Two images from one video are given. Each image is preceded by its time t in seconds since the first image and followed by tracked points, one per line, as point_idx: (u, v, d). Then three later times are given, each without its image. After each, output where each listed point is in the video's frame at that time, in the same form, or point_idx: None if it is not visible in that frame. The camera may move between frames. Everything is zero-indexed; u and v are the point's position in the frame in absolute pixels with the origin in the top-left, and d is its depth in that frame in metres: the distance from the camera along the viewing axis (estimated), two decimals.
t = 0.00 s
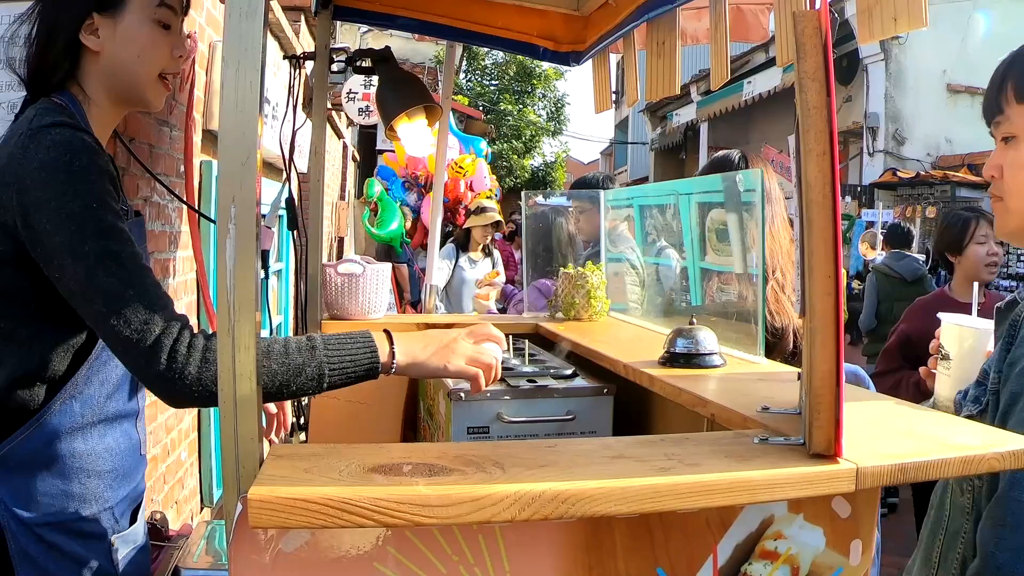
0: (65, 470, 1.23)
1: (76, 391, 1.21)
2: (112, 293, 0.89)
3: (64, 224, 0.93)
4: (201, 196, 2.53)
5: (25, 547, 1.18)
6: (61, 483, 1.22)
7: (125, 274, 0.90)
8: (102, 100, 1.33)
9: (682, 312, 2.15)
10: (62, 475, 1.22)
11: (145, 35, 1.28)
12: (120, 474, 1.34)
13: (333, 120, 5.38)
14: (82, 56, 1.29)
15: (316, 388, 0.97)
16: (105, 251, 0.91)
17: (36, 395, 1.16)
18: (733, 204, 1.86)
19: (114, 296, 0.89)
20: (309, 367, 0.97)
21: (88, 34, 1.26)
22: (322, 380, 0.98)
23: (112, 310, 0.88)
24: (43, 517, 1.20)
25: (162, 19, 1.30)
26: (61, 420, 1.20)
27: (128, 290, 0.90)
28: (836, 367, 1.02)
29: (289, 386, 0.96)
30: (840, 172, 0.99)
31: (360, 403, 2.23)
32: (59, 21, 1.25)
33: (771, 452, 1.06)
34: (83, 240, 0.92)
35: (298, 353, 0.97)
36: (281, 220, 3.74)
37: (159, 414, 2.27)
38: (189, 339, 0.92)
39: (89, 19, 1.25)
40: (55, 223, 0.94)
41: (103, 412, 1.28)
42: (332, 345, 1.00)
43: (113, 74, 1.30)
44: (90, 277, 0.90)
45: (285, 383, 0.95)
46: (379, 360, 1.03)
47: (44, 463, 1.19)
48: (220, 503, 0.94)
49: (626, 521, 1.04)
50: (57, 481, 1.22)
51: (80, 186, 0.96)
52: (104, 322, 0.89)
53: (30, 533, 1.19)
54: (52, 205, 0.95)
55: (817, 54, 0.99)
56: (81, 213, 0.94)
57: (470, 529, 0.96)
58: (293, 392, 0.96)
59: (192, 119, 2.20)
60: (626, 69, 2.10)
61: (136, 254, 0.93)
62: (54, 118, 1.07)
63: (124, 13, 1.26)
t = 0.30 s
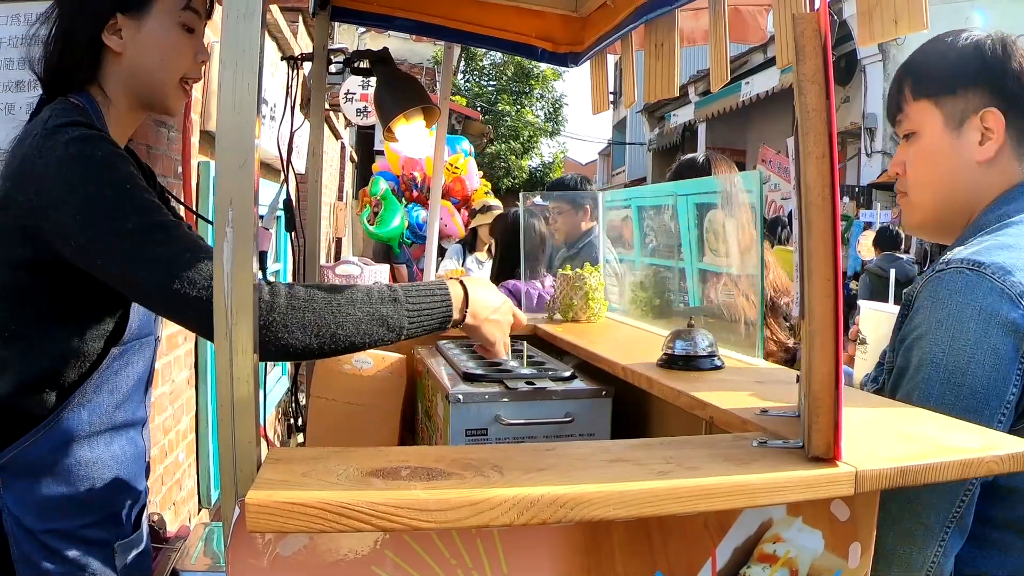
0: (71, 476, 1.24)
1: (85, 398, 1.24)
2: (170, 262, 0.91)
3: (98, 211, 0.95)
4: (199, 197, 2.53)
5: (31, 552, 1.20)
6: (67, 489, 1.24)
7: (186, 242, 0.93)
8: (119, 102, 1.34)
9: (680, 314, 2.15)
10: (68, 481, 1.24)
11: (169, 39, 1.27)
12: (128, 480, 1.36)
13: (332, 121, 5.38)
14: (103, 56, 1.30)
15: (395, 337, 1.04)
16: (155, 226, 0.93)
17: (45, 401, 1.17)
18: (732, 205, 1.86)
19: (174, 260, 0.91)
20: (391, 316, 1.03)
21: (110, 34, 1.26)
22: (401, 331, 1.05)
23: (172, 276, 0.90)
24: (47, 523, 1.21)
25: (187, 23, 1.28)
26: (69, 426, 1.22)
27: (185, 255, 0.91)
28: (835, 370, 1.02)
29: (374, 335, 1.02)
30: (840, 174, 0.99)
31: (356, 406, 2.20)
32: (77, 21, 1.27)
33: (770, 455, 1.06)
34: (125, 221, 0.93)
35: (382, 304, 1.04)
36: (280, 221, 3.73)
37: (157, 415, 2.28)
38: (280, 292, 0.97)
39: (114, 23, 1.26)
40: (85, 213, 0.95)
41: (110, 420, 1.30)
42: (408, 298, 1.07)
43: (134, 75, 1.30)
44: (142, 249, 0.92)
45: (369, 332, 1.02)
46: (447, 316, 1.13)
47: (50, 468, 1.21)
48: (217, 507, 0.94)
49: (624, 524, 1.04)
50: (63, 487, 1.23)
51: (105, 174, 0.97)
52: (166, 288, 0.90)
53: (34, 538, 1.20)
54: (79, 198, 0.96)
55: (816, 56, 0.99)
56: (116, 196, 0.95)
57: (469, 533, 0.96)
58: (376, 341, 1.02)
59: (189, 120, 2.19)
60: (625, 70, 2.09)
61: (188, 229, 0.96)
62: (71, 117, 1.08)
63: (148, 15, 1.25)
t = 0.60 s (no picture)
0: (80, 484, 1.22)
1: (96, 407, 1.22)
2: (183, 269, 0.91)
3: (109, 218, 0.94)
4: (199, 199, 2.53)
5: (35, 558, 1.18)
6: (74, 496, 1.21)
7: (199, 250, 0.93)
8: (132, 106, 1.30)
9: (678, 315, 2.15)
10: (77, 489, 1.22)
11: (189, 44, 1.20)
12: (138, 488, 1.33)
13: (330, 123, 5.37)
14: (121, 59, 1.26)
15: (412, 343, 1.05)
16: (167, 233, 0.93)
17: (55, 407, 1.16)
18: (731, 207, 1.85)
19: (182, 265, 0.91)
20: (407, 322, 1.04)
21: (129, 37, 1.22)
22: (417, 337, 1.06)
23: (183, 282, 0.90)
24: (54, 529, 1.20)
25: (207, 29, 1.19)
26: (79, 433, 1.20)
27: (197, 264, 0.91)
28: (831, 373, 1.02)
29: (391, 341, 1.03)
30: (837, 176, 0.99)
31: (355, 408, 2.20)
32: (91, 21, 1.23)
33: (767, 458, 1.06)
34: (137, 229, 0.93)
35: (398, 311, 1.05)
36: (278, 223, 3.75)
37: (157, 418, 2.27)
38: (298, 302, 0.98)
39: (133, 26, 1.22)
40: (98, 219, 0.94)
41: (121, 429, 1.28)
42: (422, 304, 1.09)
43: (152, 78, 1.24)
44: (154, 257, 0.91)
45: (388, 337, 1.02)
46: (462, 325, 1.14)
47: (59, 476, 1.19)
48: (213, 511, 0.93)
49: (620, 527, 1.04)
50: (72, 495, 1.21)
51: (119, 181, 0.96)
52: (178, 296, 0.90)
53: (38, 544, 1.19)
54: (91, 205, 0.95)
55: (813, 58, 0.98)
56: (127, 204, 0.94)
57: (464, 537, 0.95)
58: (393, 347, 1.03)
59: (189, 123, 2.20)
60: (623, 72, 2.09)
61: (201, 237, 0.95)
62: (83, 123, 1.07)
63: (169, 19, 1.18)
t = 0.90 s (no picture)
0: (81, 484, 1.21)
1: (96, 407, 1.21)
2: (184, 258, 0.90)
3: (106, 212, 0.93)
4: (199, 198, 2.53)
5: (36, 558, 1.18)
6: (74, 497, 1.21)
7: (199, 240, 0.92)
8: (128, 105, 1.29)
9: (680, 315, 2.14)
10: (78, 490, 1.21)
11: (191, 47, 1.20)
12: (138, 489, 1.32)
13: (332, 122, 5.37)
14: (123, 59, 1.25)
15: (413, 331, 1.06)
16: (166, 224, 0.92)
17: (54, 408, 1.16)
18: (734, 206, 1.85)
19: (181, 263, 0.90)
20: (407, 310, 1.05)
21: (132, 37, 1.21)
22: (417, 326, 1.06)
23: (185, 271, 0.90)
24: (55, 530, 1.19)
25: (210, 33, 1.19)
26: (78, 434, 1.19)
27: (199, 253, 0.91)
28: (835, 372, 1.01)
29: (394, 326, 1.03)
30: (841, 175, 0.98)
31: (357, 408, 2.20)
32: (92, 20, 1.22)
33: (770, 459, 1.05)
34: (135, 221, 0.92)
35: (397, 300, 1.06)
36: (279, 223, 3.75)
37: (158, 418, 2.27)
38: (301, 288, 0.98)
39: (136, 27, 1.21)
40: (95, 214, 0.94)
41: (121, 429, 1.27)
42: (419, 296, 1.10)
43: (151, 78, 1.24)
44: (154, 248, 0.91)
45: (390, 322, 1.03)
46: (458, 323, 1.15)
47: (59, 476, 1.18)
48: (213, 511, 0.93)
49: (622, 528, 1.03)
50: (73, 495, 1.20)
51: (116, 175, 0.96)
52: (181, 285, 0.90)
53: (40, 544, 1.18)
54: (86, 201, 0.95)
55: (817, 55, 0.98)
56: (124, 197, 0.94)
57: (466, 538, 0.95)
58: (396, 333, 1.03)
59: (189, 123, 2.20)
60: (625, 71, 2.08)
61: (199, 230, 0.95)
62: (79, 122, 1.06)
63: (173, 20, 1.18)
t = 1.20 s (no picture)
0: (81, 483, 1.21)
1: (95, 406, 1.21)
2: (184, 252, 0.90)
3: (103, 209, 0.93)
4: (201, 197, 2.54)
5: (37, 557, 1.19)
6: (74, 496, 1.21)
7: (199, 234, 0.92)
8: (129, 104, 1.29)
9: (684, 316, 2.14)
10: (78, 489, 1.21)
11: (185, 47, 1.20)
12: (137, 488, 1.32)
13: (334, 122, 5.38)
14: (118, 57, 1.25)
15: (416, 330, 1.05)
16: (164, 219, 0.92)
17: (53, 407, 1.16)
18: (736, 206, 1.85)
19: (183, 261, 0.90)
20: (410, 309, 1.05)
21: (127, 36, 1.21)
22: (420, 325, 1.06)
23: (185, 265, 0.90)
24: (54, 529, 1.19)
25: (204, 32, 1.20)
26: (77, 433, 1.19)
27: (198, 246, 0.91)
28: (839, 373, 1.01)
29: (396, 323, 1.02)
30: (844, 175, 0.98)
31: (360, 407, 2.20)
32: (92, 20, 1.22)
33: (774, 459, 1.05)
34: (133, 217, 0.92)
35: (400, 299, 1.06)
36: (281, 223, 3.75)
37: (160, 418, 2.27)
38: (304, 280, 0.98)
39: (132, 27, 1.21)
40: (92, 212, 0.94)
41: (119, 427, 1.27)
42: (423, 300, 1.10)
43: (147, 76, 1.24)
44: (152, 244, 0.91)
45: (392, 318, 1.02)
46: (463, 328, 1.14)
47: (58, 475, 1.18)
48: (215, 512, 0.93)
49: (625, 529, 1.03)
50: (73, 494, 1.21)
51: (113, 173, 0.95)
52: (181, 279, 0.90)
53: (40, 543, 1.19)
54: (83, 198, 0.95)
55: (820, 55, 0.97)
56: (122, 193, 0.93)
57: (469, 539, 0.95)
58: (399, 330, 1.02)
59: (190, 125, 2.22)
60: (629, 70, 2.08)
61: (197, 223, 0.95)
62: (75, 121, 1.06)
63: (167, 19, 1.18)
